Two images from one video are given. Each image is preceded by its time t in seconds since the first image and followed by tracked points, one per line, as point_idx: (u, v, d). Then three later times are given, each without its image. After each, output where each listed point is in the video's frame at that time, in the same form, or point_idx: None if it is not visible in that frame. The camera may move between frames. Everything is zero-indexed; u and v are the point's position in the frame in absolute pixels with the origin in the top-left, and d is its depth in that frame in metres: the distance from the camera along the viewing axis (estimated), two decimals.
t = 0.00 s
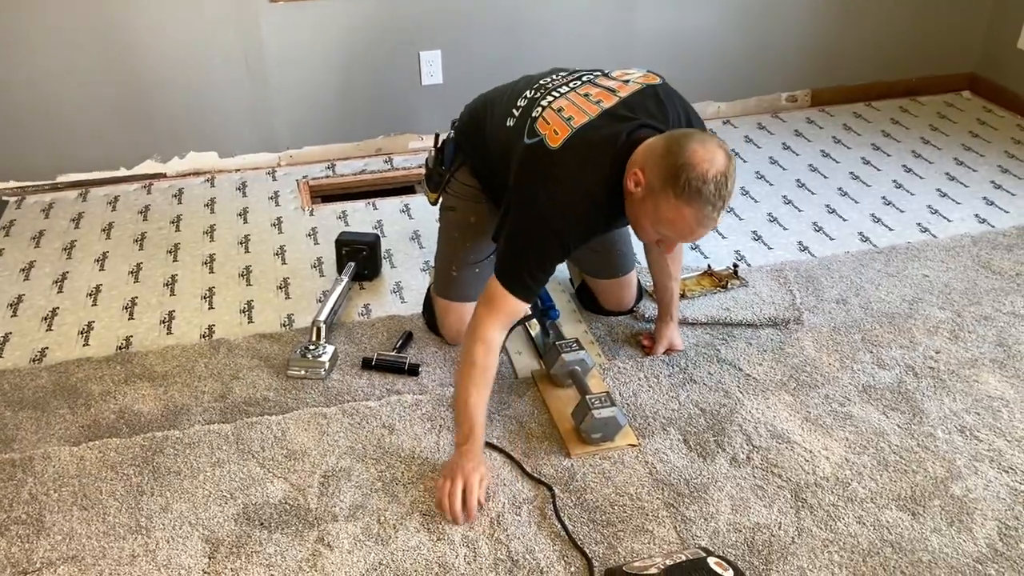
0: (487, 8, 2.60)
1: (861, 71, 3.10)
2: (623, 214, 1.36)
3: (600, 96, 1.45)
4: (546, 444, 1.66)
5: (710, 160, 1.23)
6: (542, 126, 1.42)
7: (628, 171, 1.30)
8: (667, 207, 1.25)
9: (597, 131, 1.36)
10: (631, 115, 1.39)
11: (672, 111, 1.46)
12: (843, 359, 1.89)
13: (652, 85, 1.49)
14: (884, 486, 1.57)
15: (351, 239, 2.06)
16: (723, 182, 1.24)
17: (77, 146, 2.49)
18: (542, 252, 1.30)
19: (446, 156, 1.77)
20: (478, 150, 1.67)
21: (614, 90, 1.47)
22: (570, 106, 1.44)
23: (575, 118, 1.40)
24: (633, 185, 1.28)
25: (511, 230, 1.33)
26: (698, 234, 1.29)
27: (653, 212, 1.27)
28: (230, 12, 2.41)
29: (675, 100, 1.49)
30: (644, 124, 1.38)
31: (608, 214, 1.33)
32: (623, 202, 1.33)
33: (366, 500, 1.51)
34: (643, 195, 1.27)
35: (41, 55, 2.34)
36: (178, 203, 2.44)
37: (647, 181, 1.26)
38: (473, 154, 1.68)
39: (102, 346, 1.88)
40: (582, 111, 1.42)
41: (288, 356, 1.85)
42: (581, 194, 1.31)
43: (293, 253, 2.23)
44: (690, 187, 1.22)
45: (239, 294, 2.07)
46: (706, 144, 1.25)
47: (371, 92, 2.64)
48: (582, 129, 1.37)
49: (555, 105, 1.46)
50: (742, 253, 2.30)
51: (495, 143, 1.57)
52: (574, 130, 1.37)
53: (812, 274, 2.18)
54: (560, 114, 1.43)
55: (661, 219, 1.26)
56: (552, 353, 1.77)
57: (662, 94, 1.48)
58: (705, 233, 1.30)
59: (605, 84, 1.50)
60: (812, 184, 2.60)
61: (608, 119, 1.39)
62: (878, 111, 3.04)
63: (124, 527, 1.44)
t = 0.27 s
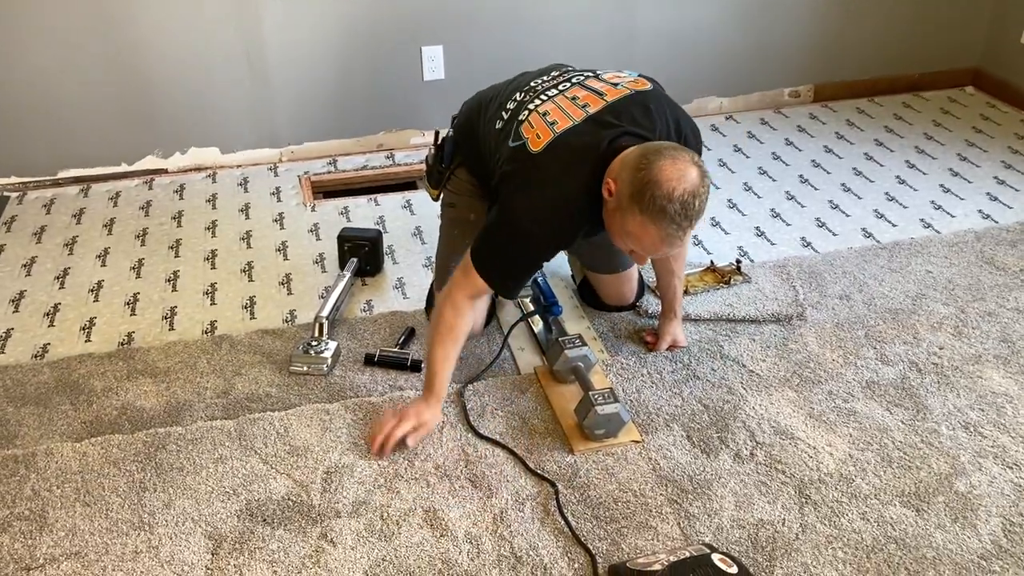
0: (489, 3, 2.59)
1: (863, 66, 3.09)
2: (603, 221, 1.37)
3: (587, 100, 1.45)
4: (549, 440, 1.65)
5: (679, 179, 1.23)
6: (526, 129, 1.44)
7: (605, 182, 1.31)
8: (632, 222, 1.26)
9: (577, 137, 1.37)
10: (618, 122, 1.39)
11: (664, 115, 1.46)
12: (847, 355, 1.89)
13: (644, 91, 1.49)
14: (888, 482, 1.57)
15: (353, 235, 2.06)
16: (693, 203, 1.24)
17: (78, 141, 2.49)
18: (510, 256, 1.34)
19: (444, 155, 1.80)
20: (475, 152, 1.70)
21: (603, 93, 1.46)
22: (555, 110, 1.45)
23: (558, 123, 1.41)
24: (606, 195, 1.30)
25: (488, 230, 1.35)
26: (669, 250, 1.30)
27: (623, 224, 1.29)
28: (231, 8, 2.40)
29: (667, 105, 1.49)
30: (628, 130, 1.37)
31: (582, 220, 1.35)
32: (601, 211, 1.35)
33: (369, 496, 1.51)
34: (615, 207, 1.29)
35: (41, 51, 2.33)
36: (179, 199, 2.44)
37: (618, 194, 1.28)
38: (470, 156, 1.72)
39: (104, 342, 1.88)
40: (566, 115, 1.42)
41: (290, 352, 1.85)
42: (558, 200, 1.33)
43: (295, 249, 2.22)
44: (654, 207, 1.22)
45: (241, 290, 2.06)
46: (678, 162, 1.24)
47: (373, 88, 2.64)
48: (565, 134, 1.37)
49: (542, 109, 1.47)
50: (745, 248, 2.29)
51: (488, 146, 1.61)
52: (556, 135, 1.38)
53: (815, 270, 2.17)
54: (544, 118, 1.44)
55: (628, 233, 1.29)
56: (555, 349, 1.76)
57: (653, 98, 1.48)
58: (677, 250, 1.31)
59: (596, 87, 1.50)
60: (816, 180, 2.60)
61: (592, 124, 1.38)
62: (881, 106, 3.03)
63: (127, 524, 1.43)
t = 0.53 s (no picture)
0: None
1: (868, 62, 3.08)
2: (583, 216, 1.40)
3: (574, 93, 1.46)
4: (553, 435, 1.65)
5: (647, 184, 1.23)
6: (510, 117, 1.45)
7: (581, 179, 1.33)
8: (601, 224, 1.29)
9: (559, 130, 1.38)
10: (601, 118, 1.39)
11: (648, 115, 1.46)
12: (851, 351, 1.89)
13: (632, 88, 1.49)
14: (892, 478, 1.57)
15: (356, 230, 2.06)
16: (660, 204, 1.25)
17: (81, 137, 2.49)
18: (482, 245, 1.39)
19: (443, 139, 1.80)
20: (467, 144, 1.72)
21: (590, 87, 1.47)
22: (541, 100, 1.46)
23: (541, 113, 1.42)
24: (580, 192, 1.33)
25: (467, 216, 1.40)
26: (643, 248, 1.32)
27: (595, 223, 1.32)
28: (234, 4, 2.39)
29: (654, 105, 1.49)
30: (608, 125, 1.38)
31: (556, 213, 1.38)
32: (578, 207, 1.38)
33: (372, 491, 1.51)
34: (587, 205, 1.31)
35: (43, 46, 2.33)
36: (183, 194, 2.44)
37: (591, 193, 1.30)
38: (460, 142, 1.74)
39: (107, 336, 1.88)
40: (552, 107, 1.43)
41: (294, 347, 1.84)
42: (534, 190, 1.35)
43: (298, 244, 2.22)
44: (618, 210, 1.24)
45: (245, 285, 2.06)
46: (649, 167, 1.25)
47: (376, 83, 2.63)
48: (547, 125, 1.39)
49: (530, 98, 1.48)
50: (749, 244, 2.29)
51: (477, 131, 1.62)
52: (537, 126, 1.39)
53: (819, 266, 2.17)
54: (529, 108, 1.45)
55: (601, 234, 1.31)
56: (558, 345, 1.76)
57: (641, 97, 1.48)
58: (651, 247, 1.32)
59: (587, 83, 1.50)
60: (820, 176, 2.59)
61: (573, 117, 1.39)
62: (885, 102, 3.03)
63: (131, 518, 1.43)
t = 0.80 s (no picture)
0: None
1: (873, 57, 3.07)
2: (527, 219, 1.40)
3: (549, 95, 1.46)
4: (556, 431, 1.65)
5: (541, 171, 1.22)
6: (481, 102, 1.50)
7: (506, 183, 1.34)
8: (522, 221, 1.27)
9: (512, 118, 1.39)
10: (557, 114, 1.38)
11: (611, 132, 1.39)
12: (855, 348, 1.88)
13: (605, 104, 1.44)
14: (896, 475, 1.56)
15: (361, 226, 2.06)
16: (563, 188, 1.21)
17: (86, 132, 2.49)
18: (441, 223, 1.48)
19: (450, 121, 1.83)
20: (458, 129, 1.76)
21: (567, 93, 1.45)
22: (518, 91, 1.48)
23: (509, 102, 1.44)
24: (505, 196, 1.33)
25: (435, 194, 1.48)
26: (573, 239, 1.28)
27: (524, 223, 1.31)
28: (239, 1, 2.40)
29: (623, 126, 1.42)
30: (558, 126, 1.34)
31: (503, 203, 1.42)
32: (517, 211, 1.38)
33: (376, 486, 1.51)
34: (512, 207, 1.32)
35: (48, 41, 2.34)
36: (187, 189, 2.44)
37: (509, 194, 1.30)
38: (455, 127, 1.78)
39: (111, 331, 1.88)
40: (517, 98, 1.45)
41: (297, 342, 1.85)
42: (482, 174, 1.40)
43: (302, 239, 2.22)
44: (525, 200, 1.23)
45: (249, 280, 2.06)
46: (544, 154, 1.23)
47: (380, 78, 2.63)
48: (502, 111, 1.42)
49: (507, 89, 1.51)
50: (753, 241, 2.28)
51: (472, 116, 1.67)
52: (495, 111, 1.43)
53: (824, 262, 2.16)
54: (500, 95, 1.49)
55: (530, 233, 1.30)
56: (561, 341, 1.76)
57: (613, 112, 1.42)
58: (582, 236, 1.28)
59: (565, 86, 1.48)
60: (824, 172, 2.58)
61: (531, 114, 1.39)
62: (890, 99, 3.02)
63: (135, 512, 1.44)
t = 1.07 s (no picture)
0: None
1: (878, 54, 3.06)
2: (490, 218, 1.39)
3: (522, 93, 1.45)
4: (558, 428, 1.65)
5: (478, 163, 1.21)
6: (458, 100, 1.52)
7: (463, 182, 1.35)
8: (469, 217, 1.27)
9: (482, 114, 1.41)
10: (522, 110, 1.38)
11: (575, 124, 1.37)
12: (858, 346, 1.88)
13: (574, 103, 1.41)
14: (898, 474, 1.56)
15: (364, 223, 2.05)
16: (499, 179, 1.19)
17: (90, 128, 2.49)
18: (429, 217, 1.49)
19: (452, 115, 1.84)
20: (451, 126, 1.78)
21: (540, 91, 1.44)
22: (494, 91, 1.49)
23: (480, 100, 1.46)
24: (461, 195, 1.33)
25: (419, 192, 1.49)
26: (521, 232, 1.24)
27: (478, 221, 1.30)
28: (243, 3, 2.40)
29: (587, 125, 1.37)
30: (517, 123, 1.35)
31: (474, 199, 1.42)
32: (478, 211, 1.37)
33: (378, 483, 1.51)
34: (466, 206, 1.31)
35: (52, 39, 2.34)
36: (190, 184, 2.44)
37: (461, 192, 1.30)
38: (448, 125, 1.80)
39: (114, 327, 1.88)
40: (490, 96, 1.46)
41: (300, 339, 1.85)
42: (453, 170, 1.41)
43: (305, 235, 2.22)
44: (466, 193, 1.22)
45: (252, 276, 2.06)
46: (483, 146, 1.22)
47: (384, 75, 2.63)
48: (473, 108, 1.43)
49: (483, 88, 1.52)
50: (757, 238, 2.28)
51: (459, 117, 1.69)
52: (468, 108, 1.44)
53: (827, 260, 2.16)
54: (476, 94, 1.50)
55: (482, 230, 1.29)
56: (564, 338, 1.76)
57: (580, 106, 1.40)
58: (529, 228, 1.24)
59: (538, 84, 1.48)
60: (828, 170, 2.58)
61: (495, 110, 1.40)
62: (894, 96, 3.01)
63: (138, 508, 1.44)
